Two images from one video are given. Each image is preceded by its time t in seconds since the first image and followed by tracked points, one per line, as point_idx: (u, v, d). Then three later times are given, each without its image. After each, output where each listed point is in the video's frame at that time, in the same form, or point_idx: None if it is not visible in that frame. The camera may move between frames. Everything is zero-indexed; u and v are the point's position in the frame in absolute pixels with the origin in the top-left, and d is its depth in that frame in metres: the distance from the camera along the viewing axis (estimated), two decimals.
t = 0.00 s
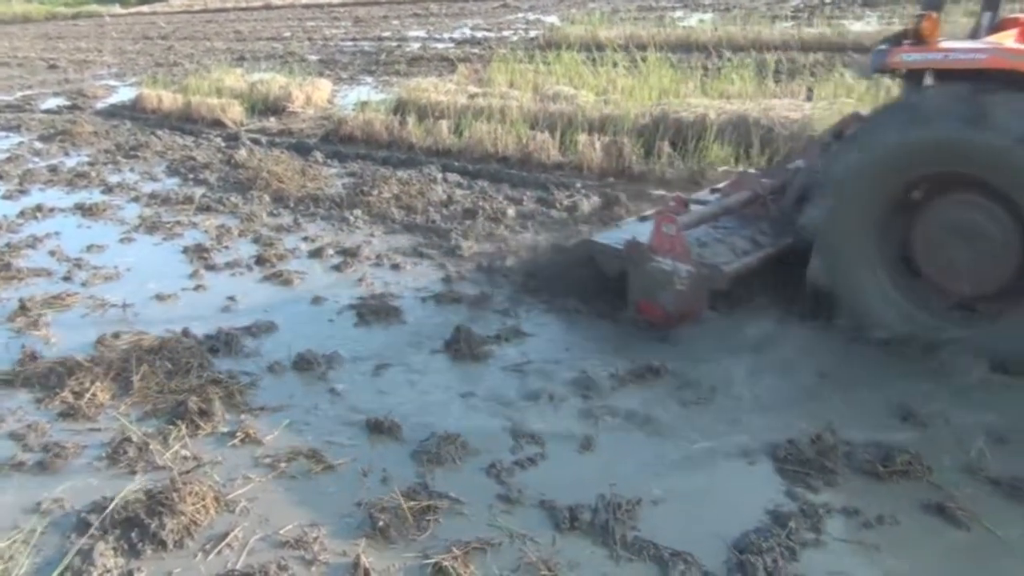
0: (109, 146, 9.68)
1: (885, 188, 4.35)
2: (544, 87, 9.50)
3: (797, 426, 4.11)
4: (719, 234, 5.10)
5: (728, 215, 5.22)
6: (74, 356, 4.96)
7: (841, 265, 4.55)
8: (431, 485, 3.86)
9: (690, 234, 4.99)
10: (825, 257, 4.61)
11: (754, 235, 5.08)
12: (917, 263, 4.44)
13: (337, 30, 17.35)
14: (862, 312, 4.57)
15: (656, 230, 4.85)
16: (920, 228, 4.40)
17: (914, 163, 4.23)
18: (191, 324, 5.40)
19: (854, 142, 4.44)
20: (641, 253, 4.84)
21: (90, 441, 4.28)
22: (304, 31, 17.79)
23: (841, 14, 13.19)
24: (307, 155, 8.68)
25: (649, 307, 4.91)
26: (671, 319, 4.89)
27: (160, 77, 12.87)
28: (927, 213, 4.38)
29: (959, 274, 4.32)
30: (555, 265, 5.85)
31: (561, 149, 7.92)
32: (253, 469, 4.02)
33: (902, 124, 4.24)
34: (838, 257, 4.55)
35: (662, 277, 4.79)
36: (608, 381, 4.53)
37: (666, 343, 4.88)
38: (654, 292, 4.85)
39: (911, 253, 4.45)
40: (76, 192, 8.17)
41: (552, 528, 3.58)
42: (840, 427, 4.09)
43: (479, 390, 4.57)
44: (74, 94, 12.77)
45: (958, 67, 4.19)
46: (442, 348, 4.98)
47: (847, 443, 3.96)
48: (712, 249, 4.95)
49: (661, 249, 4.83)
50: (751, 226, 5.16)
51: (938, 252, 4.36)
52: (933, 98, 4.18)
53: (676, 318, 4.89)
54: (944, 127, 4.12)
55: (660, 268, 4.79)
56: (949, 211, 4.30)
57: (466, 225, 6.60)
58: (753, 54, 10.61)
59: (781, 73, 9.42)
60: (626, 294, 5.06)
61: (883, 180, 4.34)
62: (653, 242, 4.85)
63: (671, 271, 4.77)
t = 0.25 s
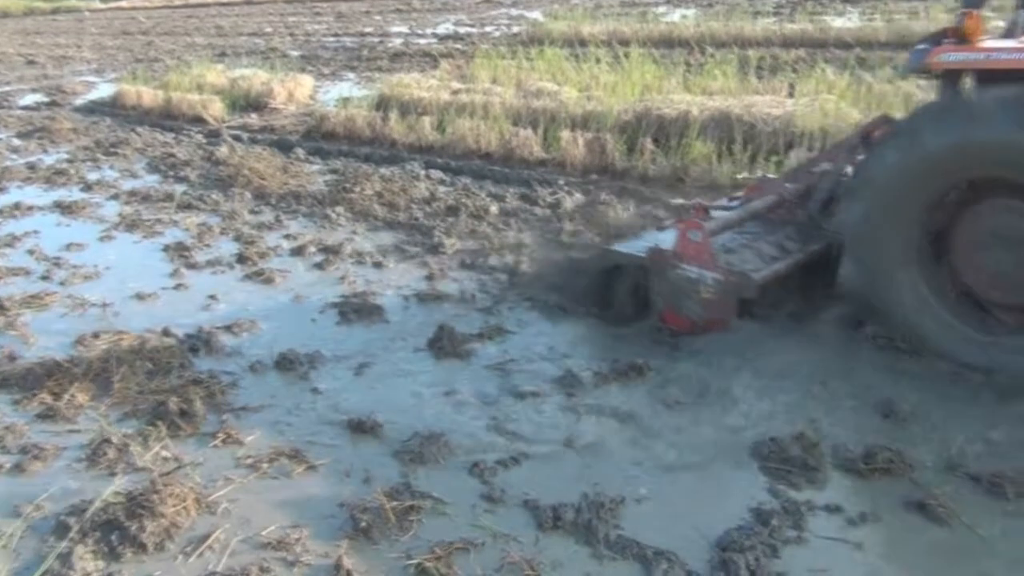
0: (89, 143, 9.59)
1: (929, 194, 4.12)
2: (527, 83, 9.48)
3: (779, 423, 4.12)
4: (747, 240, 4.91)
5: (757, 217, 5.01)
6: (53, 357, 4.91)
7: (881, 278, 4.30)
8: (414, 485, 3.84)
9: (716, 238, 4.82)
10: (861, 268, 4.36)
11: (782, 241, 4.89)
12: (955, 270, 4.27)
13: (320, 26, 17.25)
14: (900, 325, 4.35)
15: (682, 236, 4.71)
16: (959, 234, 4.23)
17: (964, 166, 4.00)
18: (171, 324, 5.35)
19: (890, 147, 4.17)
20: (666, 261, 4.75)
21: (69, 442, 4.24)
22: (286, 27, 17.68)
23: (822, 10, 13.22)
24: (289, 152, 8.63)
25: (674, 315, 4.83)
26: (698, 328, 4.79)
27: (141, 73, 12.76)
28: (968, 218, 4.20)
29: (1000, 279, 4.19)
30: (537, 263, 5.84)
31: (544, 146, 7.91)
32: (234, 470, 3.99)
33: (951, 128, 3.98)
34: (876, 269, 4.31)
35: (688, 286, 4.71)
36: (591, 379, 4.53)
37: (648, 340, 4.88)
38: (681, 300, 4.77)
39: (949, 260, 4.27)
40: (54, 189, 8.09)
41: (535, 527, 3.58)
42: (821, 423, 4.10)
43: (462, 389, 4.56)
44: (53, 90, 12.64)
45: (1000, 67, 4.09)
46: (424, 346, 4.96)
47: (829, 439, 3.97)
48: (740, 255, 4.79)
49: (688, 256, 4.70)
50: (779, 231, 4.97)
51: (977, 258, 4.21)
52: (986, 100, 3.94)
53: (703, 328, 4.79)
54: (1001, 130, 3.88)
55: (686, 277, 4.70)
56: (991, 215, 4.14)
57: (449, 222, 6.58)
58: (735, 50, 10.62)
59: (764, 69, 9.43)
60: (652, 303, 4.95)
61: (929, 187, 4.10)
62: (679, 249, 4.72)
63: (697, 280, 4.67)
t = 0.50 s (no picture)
0: (46, 136, 9.38)
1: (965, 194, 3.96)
2: (493, 76, 9.43)
3: (748, 415, 4.15)
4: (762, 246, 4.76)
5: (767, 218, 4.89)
6: (12, 358, 4.80)
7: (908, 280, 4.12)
8: (385, 483, 3.81)
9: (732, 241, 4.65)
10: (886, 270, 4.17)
11: (796, 245, 4.76)
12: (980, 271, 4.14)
13: (282, 17, 17.02)
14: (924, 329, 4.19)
15: (697, 238, 4.55)
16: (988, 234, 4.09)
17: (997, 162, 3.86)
18: (134, 322, 5.26)
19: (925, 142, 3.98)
20: (680, 265, 4.58)
21: (30, 445, 4.15)
22: (247, 18, 17.43)
23: (785, 3, 13.31)
24: (252, 146, 8.51)
25: (687, 322, 4.65)
26: (711, 335, 4.61)
27: (98, 65, 12.51)
28: (999, 219, 4.08)
29: None
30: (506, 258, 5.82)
31: (511, 139, 7.89)
32: (201, 470, 3.93)
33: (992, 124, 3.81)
34: (902, 271, 4.13)
35: (703, 291, 4.55)
36: (561, 374, 4.52)
37: (617, 334, 4.89)
38: (695, 306, 4.60)
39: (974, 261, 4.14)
40: (10, 184, 7.90)
41: (507, 524, 3.56)
42: (789, 415, 4.13)
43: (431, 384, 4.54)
44: (8, 82, 12.34)
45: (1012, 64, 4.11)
46: (393, 342, 4.93)
47: (796, 430, 4.01)
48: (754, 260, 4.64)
49: (703, 260, 4.54)
50: (793, 235, 4.85)
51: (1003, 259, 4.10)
52: None
53: (717, 335, 4.61)
54: None
55: (701, 282, 4.55)
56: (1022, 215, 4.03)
57: (416, 217, 6.53)
58: (700, 43, 10.66)
59: (729, 62, 9.48)
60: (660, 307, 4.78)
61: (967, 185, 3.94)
62: (693, 253, 4.56)
63: (713, 285, 4.52)
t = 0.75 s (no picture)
0: None
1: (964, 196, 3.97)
2: (438, 66, 9.37)
3: (695, 403, 4.20)
4: (755, 244, 4.71)
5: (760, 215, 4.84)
6: None
7: (905, 281, 4.14)
8: (335, 479, 3.78)
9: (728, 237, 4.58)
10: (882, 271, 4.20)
11: (789, 242, 4.74)
12: (982, 272, 4.15)
13: (220, 5, 16.68)
14: (924, 330, 4.20)
15: (692, 236, 4.48)
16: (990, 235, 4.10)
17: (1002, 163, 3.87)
18: (73, 318, 5.12)
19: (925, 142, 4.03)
20: (673, 263, 4.51)
21: None
22: (185, 6, 17.04)
23: None
24: (192, 137, 8.33)
25: (679, 320, 4.60)
26: (707, 335, 4.58)
27: (29, 54, 12.11)
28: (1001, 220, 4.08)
29: None
30: (453, 251, 5.80)
31: (456, 130, 7.85)
32: (145, 469, 3.85)
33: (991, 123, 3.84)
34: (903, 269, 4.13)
35: (697, 289, 4.51)
36: (510, 366, 4.52)
37: (566, 324, 4.91)
38: (688, 305, 4.55)
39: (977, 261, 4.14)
40: None
41: (459, 516, 3.56)
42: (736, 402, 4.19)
43: (380, 377, 4.50)
44: None
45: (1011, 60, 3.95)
46: (341, 336, 4.88)
47: (743, 418, 4.07)
48: (748, 259, 4.59)
49: (698, 258, 4.47)
50: (785, 232, 4.81)
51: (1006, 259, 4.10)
52: None
53: (712, 334, 4.58)
54: None
55: (695, 280, 4.49)
56: None
57: (362, 209, 6.47)
58: (643, 34, 10.73)
59: (673, 54, 9.55)
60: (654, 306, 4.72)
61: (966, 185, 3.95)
62: (688, 251, 4.49)
63: (708, 284, 4.47)
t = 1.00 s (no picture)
0: None
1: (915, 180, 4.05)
2: (340, 56, 9.23)
3: (608, 387, 4.26)
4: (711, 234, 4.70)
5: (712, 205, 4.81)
6: None
7: (857, 262, 4.22)
8: (248, 478, 3.71)
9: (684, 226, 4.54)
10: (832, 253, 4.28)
11: (744, 230, 4.72)
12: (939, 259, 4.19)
13: None
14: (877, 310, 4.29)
15: (649, 228, 4.43)
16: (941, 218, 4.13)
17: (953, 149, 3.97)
18: None
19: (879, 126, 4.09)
20: (628, 255, 4.43)
21: None
22: None
23: None
24: (83, 131, 8.00)
25: (636, 313, 4.51)
26: (663, 327, 4.53)
27: None
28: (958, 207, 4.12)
29: (983, 266, 4.12)
30: (362, 243, 5.74)
31: (361, 121, 7.75)
32: (47, 479, 3.70)
33: (951, 107, 3.95)
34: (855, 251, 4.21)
35: (653, 281, 4.42)
36: (423, 357, 4.50)
37: (478, 312, 4.91)
38: (645, 297, 4.46)
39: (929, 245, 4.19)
40: None
41: (377, 510, 3.53)
42: (647, 384, 4.26)
43: (292, 373, 4.42)
44: None
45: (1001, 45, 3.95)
46: (249, 333, 4.77)
47: (655, 399, 4.15)
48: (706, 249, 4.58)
49: (655, 250, 4.42)
50: (738, 221, 4.78)
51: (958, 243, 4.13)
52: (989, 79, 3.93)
53: (671, 325, 4.52)
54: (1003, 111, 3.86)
55: (652, 272, 4.41)
56: (979, 199, 4.07)
57: (266, 203, 6.33)
58: (545, 22, 10.77)
59: (575, 41, 9.63)
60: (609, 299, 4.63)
61: (919, 168, 4.03)
62: (645, 243, 4.43)
63: (667, 275, 4.39)
